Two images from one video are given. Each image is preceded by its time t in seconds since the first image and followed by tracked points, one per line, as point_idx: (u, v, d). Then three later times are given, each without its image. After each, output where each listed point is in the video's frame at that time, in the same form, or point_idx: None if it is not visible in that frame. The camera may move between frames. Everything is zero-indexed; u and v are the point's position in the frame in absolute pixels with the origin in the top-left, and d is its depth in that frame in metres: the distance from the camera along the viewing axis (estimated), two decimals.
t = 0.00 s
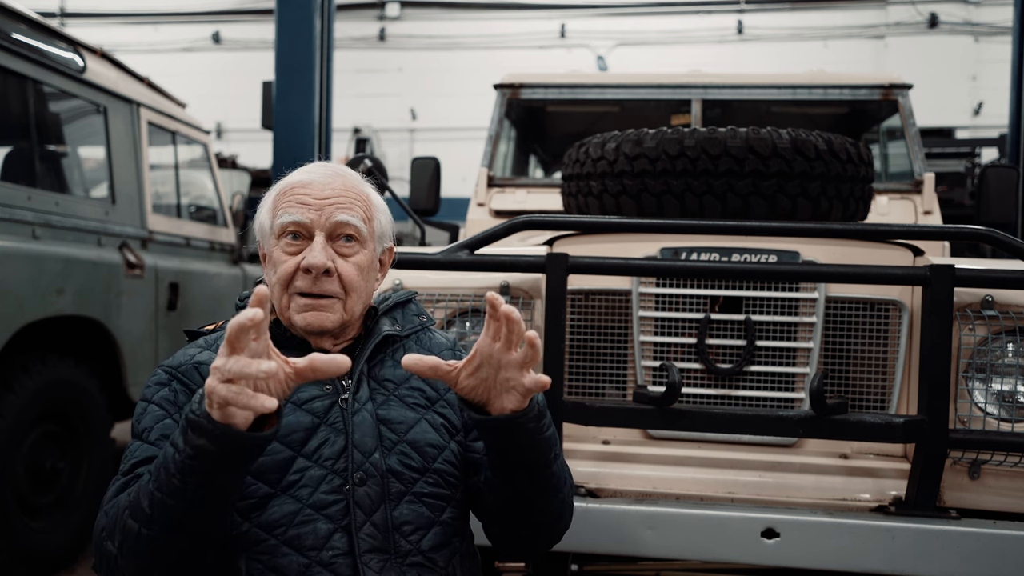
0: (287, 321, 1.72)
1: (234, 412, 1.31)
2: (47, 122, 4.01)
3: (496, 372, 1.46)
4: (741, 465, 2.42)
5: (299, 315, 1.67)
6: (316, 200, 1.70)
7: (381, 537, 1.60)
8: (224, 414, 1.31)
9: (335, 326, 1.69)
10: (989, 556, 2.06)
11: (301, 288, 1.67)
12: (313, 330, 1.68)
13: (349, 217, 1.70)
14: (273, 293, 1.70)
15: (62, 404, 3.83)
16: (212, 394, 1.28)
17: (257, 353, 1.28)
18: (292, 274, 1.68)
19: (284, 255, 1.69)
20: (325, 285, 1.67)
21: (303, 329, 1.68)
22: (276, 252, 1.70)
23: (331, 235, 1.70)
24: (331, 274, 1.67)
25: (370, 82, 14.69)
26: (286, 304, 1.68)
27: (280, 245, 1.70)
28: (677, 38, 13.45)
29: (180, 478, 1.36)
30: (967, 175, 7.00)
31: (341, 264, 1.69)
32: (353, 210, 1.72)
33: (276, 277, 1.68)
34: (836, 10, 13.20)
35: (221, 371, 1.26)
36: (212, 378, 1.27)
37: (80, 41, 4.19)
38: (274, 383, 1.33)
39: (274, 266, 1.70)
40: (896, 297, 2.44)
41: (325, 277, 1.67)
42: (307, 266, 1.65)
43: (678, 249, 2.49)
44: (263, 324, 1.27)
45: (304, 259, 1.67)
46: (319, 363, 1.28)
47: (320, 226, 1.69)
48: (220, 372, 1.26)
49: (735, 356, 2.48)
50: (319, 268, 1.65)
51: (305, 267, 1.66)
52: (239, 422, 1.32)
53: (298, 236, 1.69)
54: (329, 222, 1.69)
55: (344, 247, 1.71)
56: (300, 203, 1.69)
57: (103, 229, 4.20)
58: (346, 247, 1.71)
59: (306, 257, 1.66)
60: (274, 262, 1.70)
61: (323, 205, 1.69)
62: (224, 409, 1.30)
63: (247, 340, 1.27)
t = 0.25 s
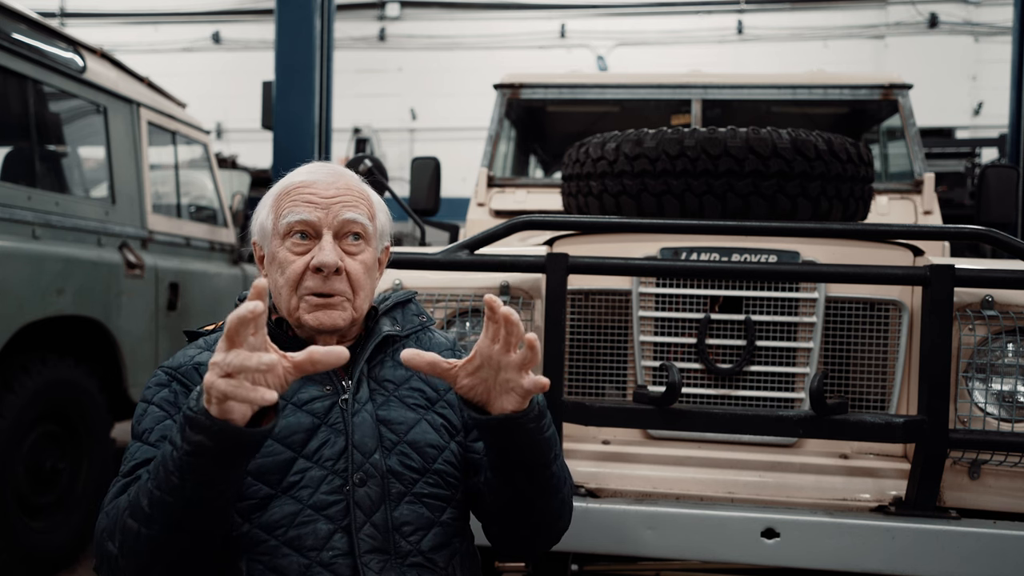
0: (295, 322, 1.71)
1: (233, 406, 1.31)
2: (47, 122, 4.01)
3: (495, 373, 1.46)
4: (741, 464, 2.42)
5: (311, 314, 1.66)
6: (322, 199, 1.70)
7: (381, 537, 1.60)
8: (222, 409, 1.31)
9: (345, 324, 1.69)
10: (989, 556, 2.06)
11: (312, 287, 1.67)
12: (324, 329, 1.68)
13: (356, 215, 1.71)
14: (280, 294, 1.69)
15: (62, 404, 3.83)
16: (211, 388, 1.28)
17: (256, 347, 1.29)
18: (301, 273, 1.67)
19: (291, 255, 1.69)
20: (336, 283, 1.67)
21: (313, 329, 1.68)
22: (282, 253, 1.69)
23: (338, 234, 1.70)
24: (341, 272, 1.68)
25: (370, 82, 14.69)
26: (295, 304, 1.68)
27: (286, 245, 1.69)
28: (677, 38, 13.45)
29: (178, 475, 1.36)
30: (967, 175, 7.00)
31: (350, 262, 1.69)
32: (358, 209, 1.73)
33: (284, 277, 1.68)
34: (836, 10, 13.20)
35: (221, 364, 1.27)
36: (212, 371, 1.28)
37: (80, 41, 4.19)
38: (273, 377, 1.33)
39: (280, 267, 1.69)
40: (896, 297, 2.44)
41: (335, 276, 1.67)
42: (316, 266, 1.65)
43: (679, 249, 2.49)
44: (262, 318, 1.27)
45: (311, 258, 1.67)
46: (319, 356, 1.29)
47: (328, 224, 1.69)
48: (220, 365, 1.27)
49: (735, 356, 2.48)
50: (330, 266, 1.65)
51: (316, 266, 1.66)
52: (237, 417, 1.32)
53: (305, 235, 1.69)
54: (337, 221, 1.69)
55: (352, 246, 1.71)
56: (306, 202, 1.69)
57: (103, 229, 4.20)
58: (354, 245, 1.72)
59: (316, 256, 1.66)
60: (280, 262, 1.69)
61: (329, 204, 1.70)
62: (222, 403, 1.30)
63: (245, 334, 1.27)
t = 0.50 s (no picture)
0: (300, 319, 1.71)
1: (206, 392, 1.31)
2: (47, 122, 4.01)
3: (505, 358, 1.46)
4: (741, 465, 2.42)
5: (317, 311, 1.66)
6: (326, 196, 1.71)
7: (381, 537, 1.60)
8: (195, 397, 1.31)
9: (350, 321, 1.69)
10: (989, 556, 2.06)
11: (318, 284, 1.67)
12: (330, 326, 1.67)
13: (361, 212, 1.72)
14: (284, 292, 1.69)
15: (62, 404, 3.83)
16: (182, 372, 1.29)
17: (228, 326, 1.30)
18: (307, 271, 1.67)
19: (296, 252, 1.69)
20: (342, 279, 1.68)
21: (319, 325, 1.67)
22: (287, 251, 1.69)
23: (342, 232, 1.71)
24: (347, 269, 1.68)
25: (370, 82, 14.69)
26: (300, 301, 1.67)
27: (291, 243, 1.69)
28: (677, 38, 13.45)
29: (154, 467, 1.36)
30: (967, 175, 7.00)
31: (355, 258, 1.70)
32: (362, 206, 1.74)
33: (290, 275, 1.68)
34: (836, 10, 13.20)
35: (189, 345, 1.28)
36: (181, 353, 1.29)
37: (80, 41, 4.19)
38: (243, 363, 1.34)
39: (285, 264, 1.69)
40: (896, 297, 2.44)
41: (342, 272, 1.68)
42: (322, 262, 1.66)
43: (678, 249, 2.49)
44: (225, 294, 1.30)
45: (317, 256, 1.67)
46: (289, 334, 1.31)
47: (333, 221, 1.70)
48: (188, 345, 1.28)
49: (735, 356, 2.48)
50: (337, 262, 1.66)
51: (322, 263, 1.66)
52: (209, 405, 1.31)
53: (310, 233, 1.69)
54: (342, 218, 1.70)
55: (356, 242, 1.72)
56: (310, 200, 1.70)
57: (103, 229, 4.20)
58: (358, 242, 1.72)
59: (322, 253, 1.67)
60: (285, 260, 1.69)
61: (334, 201, 1.71)
62: (193, 390, 1.30)
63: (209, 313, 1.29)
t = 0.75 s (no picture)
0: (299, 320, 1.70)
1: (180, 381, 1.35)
2: (47, 122, 4.01)
3: (517, 348, 1.54)
4: (741, 465, 2.42)
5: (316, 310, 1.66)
6: (323, 196, 1.71)
7: (381, 536, 1.60)
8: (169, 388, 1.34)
9: (350, 321, 1.68)
10: (989, 556, 2.06)
11: (318, 284, 1.67)
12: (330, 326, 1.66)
13: (359, 212, 1.73)
14: (284, 292, 1.69)
15: (62, 404, 3.83)
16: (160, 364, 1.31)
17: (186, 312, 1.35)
18: (306, 270, 1.67)
19: (295, 252, 1.69)
20: (342, 278, 1.68)
21: (319, 326, 1.66)
22: (286, 251, 1.69)
23: (341, 231, 1.71)
24: (346, 268, 1.68)
25: (370, 82, 14.69)
26: (300, 301, 1.67)
27: (290, 243, 1.69)
28: (677, 38, 13.45)
29: (135, 464, 1.37)
30: (967, 175, 7.00)
31: (354, 257, 1.70)
32: (360, 205, 1.74)
33: (289, 275, 1.68)
34: (836, 10, 13.20)
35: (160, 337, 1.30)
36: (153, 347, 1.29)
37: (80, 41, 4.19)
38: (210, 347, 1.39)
39: (285, 265, 1.69)
40: (896, 297, 2.44)
41: (341, 271, 1.68)
42: (322, 261, 1.66)
43: (678, 249, 2.50)
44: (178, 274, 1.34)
45: (317, 255, 1.67)
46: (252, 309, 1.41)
47: (331, 221, 1.70)
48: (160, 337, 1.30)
49: (735, 356, 2.48)
50: (336, 261, 1.66)
51: (321, 262, 1.66)
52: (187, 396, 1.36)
53: (308, 233, 1.70)
54: (340, 218, 1.71)
55: (354, 241, 1.72)
56: (308, 200, 1.70)
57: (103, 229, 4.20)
58: (356, 241, 1.73)
59: (321, 252, 1.67)
60: (284, 261, 1.69)
61: (332, 201, 1.71)
62: (168, 381, 1.33)
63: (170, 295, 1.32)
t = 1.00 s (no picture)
0: (309, 319, 1.68)
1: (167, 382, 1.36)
2: (48, 122, 4.01)
3: (546, 338, 1.53)
4: (741, 465, 2.42)
5: (330, 308, 1.66)
6: (331, 195, 1.71)
7: (381, 534, 1.59)
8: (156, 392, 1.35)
9: (362, 317, 1.70)
10: (989, 556, 2.06)
11: (330, 281, 1.66)
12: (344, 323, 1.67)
13: (366, 210, 1.74)
14: (294, 291, 1.67)
15: (62, 404, 3.83)
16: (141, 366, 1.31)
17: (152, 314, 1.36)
18: (317, 269, 1.67)
19: (304, 251, 1.68)
20: (353, 276, 1.68)
21: (333, 323, 1.67)
22: (294, 250, 1.68)
23: (349, 229, 1.71)
24: (358, 266, 1.69)
25: (370, 82, 14.69)
26: (312, 299, 1.66)
27: (298, 241, 1.68)
28: (677, 39, 13.45)
29: (118, 474, 1.37)
30: (967, 175, 7.00)
31: (364, 254, 1.71)
32: (365, 204, 1.75)
33: (300, 274, 1.67)
34: (836, 10, 13.20)
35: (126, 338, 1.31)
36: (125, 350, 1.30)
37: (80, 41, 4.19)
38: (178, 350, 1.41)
39: (294, 264, 1.68)
40: (896, 297, 2.44)
41: (353, 269, 1.68)
42: (335, 259, 1.66)
43: (678, 249, 2.50)
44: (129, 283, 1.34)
45: (328, 253, 1.67)
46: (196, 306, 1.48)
47: (340, 219, 1.70)
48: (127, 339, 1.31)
49: (735, 356, 2.48)
50: (349, 258, 1.66)
51: (334, 260, 1.66)
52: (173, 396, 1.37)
53: (317, 231, 1.69)
54: (349, 216, 1.71)
55: (362, 240, 1.73)
56: (316, 199, 1.70)
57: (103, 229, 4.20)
58: (363, 240, 1.74)
59: (333, 250, 1.67)
60: (293, 260, 1.68)
61: (340, 199, 1.71)
62: (152, 386, 1.34)
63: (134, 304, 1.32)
